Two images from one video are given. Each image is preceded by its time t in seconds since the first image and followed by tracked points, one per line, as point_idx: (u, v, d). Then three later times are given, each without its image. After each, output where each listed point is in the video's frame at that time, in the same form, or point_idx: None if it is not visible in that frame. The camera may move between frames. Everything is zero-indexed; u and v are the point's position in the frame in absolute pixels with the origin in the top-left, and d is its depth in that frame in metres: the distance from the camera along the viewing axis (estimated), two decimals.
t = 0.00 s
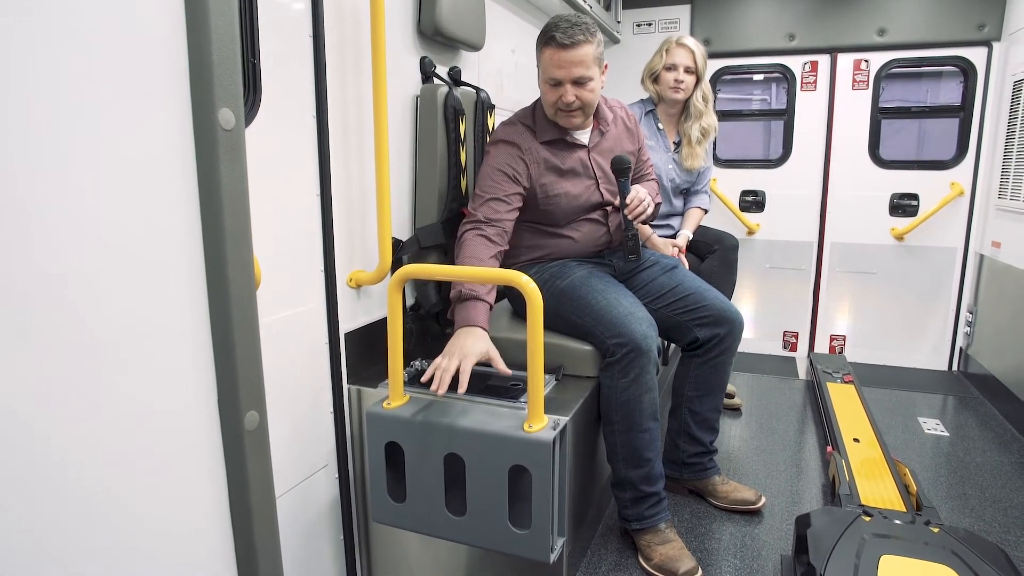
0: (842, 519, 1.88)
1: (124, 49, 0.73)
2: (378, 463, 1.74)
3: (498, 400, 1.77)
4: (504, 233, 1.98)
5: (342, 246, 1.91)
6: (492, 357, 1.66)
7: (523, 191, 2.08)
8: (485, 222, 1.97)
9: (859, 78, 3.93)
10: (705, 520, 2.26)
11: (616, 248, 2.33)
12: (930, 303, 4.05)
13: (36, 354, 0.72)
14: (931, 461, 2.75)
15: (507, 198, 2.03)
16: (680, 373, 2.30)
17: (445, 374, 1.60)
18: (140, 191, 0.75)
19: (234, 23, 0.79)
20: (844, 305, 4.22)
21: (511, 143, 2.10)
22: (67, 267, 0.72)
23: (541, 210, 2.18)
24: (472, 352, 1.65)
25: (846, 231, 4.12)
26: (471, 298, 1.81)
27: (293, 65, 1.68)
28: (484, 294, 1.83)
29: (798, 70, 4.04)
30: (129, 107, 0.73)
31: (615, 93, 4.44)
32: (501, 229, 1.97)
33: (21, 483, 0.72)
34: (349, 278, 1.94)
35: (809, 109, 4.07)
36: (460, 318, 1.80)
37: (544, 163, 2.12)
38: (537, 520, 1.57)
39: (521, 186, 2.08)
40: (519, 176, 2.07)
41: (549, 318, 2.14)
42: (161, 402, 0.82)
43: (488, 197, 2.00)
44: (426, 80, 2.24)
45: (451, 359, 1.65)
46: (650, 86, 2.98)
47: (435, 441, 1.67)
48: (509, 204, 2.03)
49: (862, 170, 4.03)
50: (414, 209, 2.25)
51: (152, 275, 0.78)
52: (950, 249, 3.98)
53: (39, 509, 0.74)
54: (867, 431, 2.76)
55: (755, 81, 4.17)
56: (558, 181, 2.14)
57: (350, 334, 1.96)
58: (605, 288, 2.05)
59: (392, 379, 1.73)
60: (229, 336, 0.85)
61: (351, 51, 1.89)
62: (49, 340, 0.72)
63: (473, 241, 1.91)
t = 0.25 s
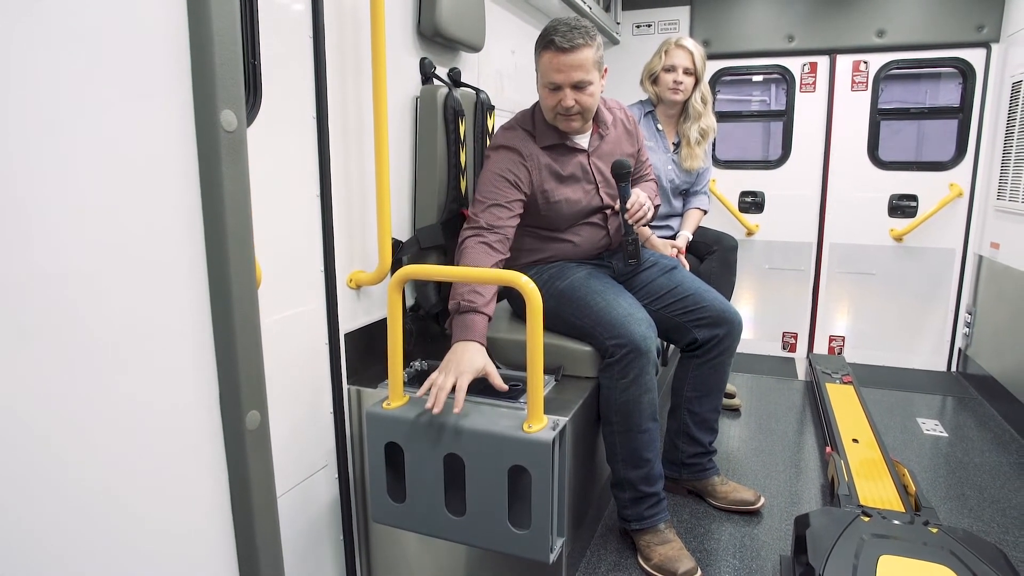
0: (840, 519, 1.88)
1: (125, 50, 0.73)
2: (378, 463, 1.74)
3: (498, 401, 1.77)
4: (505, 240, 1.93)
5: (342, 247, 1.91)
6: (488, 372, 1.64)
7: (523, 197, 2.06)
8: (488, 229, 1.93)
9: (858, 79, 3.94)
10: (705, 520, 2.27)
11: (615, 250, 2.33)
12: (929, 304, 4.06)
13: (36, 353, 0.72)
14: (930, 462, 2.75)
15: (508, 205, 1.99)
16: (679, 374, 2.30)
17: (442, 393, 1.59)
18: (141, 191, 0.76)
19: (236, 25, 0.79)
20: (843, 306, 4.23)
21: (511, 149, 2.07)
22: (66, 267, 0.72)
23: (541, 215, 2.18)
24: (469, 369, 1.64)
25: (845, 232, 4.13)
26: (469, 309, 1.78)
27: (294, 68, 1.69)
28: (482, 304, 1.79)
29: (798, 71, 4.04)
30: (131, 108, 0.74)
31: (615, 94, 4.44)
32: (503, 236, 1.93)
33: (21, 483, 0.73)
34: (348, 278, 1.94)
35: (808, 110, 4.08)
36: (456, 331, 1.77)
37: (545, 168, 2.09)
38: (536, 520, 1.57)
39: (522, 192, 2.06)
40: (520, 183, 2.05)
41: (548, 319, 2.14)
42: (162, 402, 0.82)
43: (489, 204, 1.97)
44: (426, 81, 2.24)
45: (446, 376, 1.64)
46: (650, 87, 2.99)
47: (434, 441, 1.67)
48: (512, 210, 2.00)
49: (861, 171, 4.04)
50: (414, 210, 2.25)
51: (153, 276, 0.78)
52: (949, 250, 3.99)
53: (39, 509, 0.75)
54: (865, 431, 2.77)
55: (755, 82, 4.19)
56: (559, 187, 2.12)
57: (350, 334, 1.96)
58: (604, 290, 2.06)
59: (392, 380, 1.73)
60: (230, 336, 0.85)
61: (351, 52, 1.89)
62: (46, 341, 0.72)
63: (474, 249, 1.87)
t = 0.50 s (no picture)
0: (840, 518, 1.88)
1: (127, 49, 0.73)
2: (378, 462, 1.74)
3: (498, 399, 1.78)
4: (505, 242, 1.93)
5: (341, 245, 1.91)
6: (489, 377, 1.63)
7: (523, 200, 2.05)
8: (488, 232, 1.92)
9: (858, 78, 3.94)
10: (704, 519, 2.27)
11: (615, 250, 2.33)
12: (928, 303, 4.06)
13: (35, 352, 0.72)
14: (929, 461, 2.76)
15: (509, 207, 1.99)
16: (679, 373, 2.31)
17: (441, 397, 1.59)
18: (142, 189, 0.76)
19: (238, 24, 0.79)
20: (843, 305, 4.23)
21: (510, 151, 2.06)
22: (66, 267, 0.72)
23: (541, 216, 2.18)
24: (469, 374, 1.64)
25: (844, 231, 4.13)
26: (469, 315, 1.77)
27: (294, 67, 1.68)
28: (482, 309, 1.78)
29: (797, 70, 4.05)
30: (133, 107, 0.74)
31: (614, 93, 4.44)
32: (503, 239, 1.93)
33: (21, 484, 0.73)
34: (348, 277, 1.94)
35: (807, 109, 4.08)
36: (456, 337, 1.75)
37: (545, 170, 2.09)
38: (536, 519, 1.57)
39: (522, 195, 2.05)
40: (520, 185, 2.04)
41: (548, 318, 2.14)
42: (163, 401, 0.82)
43: (489, 206, 1.96)
44: (426, 79, 2.24)
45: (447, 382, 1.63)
46: (649, 86, 2.99)
47: (434, 440, 1.67)
48: (511, 212, 2.00)
49: (860, 170, 4.04)
50: (414, 208, 2.25)
51: (155, 275, 0.78)
52: (948, 249, 3.99)
53: (39, 508, 0.74)
54: (865, 430, 2.77)
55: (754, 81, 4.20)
56: (558, 188, 2.12)
57: (350, 333, 1.96)
58: (604, 289, 2.06)
59: (392, 378, 1.73)
60: (232, 335, 0.85)
61: (350, 51, 1.89)
62: (43, 341, 0.72)
63: (474, 252, 1.87)
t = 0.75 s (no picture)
0: (839, 517, 1.89)
1: (126, 49, 0.73)
2: (376, 462, 1.74)
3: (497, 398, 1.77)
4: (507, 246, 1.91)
5: (340, 244, 1.91)
6: (486, 400, 1.63)
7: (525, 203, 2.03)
8: (491, 239, 1.90)
9: (856, 78, 3.94)
10: (703, 518, 2.27)
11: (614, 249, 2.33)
12: (927, 303, 4.06)
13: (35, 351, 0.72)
14: (928, 460, 2.76)
15: (511, 212, 1.97)
16: (678, 372, 2.31)
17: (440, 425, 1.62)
18: (141, 189, 0.76)
19: (237, 21, 0.79)
20: (842, 304, 4.23)
21: (511, 154, 2.04)
22: (65, 269, 0.73)
23: (541, 217, 2.17)
24: (466, 399, 1.63)
25: (843, 231, 4.14)
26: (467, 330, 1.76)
27: (293, 66, 1.68)
28: (482, 324, 1.77)
29: (796, 70, 4.05)
30: (131, 107, 0.74)
31: (613, 92, 4.43)
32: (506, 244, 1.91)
33: (21, 484, 0.73)
34: (347, 276, 1.94)
35: (805, 109, 4.08)
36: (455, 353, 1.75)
37: (545, 172, 2.07)
38: (535, 518, 1.57)
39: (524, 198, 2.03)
40: (522, 188, 2.02)
41: (547, 317, 2.14)
42: (162, 401, 0.82)
43: (490, 211, 1.94)
44: (424, 78, 2.24)
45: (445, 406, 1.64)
46: (648, 86, 2.98)
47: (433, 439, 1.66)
48: (513, 217, 1.97)
49: (858, 169, 4.04)
50: (413, 207, 2.25)
51: (154, 274, 0.79)
52: (947, 249, 4.00)
53: (41, 508, 0.75)
54: (864, 429, 2.77)
55: (752, 81, 4.20)
56: (558, 191, 2.11)
57: (349, 332, 1.96)
58: (603, 289, 2.06)
59: (392, 378, 1.73)
60: (231, 332, 0.85)
61: (349, 50, 1.89)
62: (43, 342, 0.73)
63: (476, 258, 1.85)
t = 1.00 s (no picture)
0: (838, 516, 1.89)
1: (125, 49, 0.73)
2: (375, 461, 1.73)
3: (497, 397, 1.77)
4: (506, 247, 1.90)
5: (340, 243, 1.90)
6: (489, 401, 1.62)
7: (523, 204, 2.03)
8: (489, 241, 1.89)
9: (856, 77, 3.94)
10: (703, 518, 2.27)
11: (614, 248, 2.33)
12: (926, 302, 4.07)
13: (34, 352, 0.72)
14: (927, 459, 2.76)
15: (509, 213, 1.96)
16: (677, 372, 2.31)
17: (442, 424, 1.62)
18: (141, 188, 0.76)
19: (236, 19, 0.79)
20: (841, 303, 4.23)
21: (509, 155, 2.04)
22: (65, 269, 0.73)
23: (541, 218, 2.17)
24: (469, 401, 1.62)
25: (842, 231, 4.14)
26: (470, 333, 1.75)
27: (292, 66, 1.68)
28: (483, 328, 1.76)
29: (795, 69, 4.05)
30: (130, 106, 0.74)
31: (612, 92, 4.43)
32: (505, 245, 1.90)
33: (21, 485, 0.73)
34: (346, 275, 1.94)
35: (804, 108, 4.08)
36: (457, 356, 1.74)
37: (543, 173, 2.07)
38: (534, 517, 1.57)
39: (522, 199, 2.03)
40: (519, 189, 2.01)
41: (546, 316, 2.14)
42: (161, 400, 0.82)
43: (488, 211, 1.94)
44: (423, 77, 2.24)
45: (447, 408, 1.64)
46: (647, 85, 2.98)
47: (432, 438, 1.66)
48: (511, 219, 1.97)
49: (858, 169, 4.04)
50: (412, 206, 2.25)
51: (154, 273, 0.79)
52: (946, 248, 4.00)
53: (41, 508, 0.75)
54: (863, 429, 2.77)
55: (752, 81, 4.20)
56: (556, 191, 2.11)
57: (348, 331, 1.95)
58: (602, 288, 2.06)
59: (391, 376, 1.73)
60: (230, 330, 0.84)
61: (349, 49, 1.88)
62: (43, 343, 0.73)
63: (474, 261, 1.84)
